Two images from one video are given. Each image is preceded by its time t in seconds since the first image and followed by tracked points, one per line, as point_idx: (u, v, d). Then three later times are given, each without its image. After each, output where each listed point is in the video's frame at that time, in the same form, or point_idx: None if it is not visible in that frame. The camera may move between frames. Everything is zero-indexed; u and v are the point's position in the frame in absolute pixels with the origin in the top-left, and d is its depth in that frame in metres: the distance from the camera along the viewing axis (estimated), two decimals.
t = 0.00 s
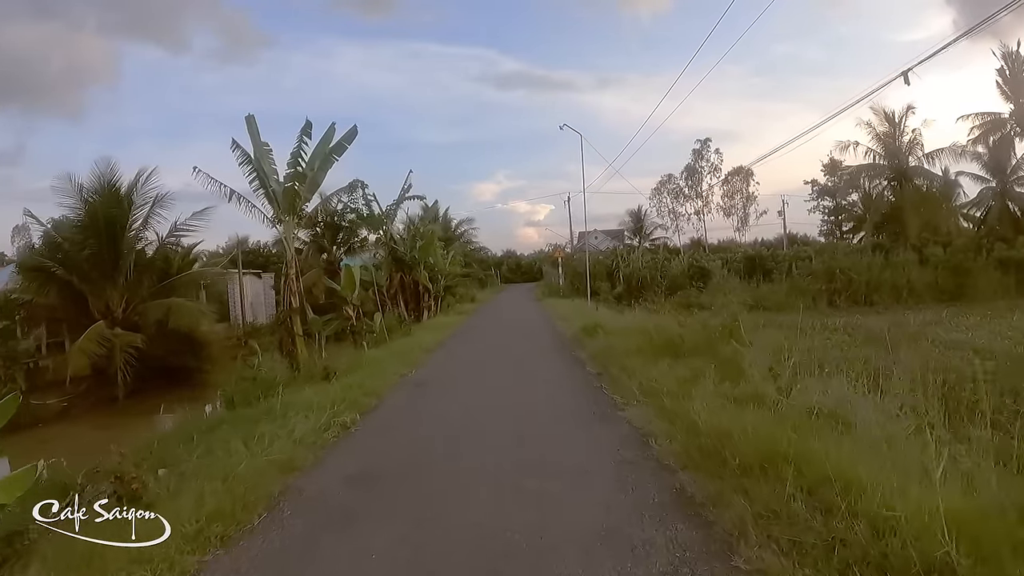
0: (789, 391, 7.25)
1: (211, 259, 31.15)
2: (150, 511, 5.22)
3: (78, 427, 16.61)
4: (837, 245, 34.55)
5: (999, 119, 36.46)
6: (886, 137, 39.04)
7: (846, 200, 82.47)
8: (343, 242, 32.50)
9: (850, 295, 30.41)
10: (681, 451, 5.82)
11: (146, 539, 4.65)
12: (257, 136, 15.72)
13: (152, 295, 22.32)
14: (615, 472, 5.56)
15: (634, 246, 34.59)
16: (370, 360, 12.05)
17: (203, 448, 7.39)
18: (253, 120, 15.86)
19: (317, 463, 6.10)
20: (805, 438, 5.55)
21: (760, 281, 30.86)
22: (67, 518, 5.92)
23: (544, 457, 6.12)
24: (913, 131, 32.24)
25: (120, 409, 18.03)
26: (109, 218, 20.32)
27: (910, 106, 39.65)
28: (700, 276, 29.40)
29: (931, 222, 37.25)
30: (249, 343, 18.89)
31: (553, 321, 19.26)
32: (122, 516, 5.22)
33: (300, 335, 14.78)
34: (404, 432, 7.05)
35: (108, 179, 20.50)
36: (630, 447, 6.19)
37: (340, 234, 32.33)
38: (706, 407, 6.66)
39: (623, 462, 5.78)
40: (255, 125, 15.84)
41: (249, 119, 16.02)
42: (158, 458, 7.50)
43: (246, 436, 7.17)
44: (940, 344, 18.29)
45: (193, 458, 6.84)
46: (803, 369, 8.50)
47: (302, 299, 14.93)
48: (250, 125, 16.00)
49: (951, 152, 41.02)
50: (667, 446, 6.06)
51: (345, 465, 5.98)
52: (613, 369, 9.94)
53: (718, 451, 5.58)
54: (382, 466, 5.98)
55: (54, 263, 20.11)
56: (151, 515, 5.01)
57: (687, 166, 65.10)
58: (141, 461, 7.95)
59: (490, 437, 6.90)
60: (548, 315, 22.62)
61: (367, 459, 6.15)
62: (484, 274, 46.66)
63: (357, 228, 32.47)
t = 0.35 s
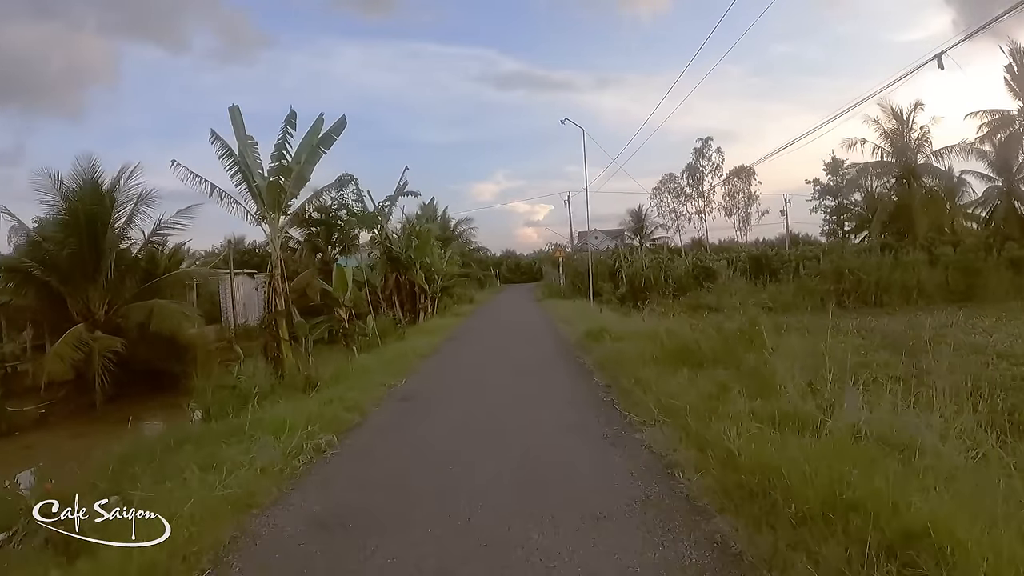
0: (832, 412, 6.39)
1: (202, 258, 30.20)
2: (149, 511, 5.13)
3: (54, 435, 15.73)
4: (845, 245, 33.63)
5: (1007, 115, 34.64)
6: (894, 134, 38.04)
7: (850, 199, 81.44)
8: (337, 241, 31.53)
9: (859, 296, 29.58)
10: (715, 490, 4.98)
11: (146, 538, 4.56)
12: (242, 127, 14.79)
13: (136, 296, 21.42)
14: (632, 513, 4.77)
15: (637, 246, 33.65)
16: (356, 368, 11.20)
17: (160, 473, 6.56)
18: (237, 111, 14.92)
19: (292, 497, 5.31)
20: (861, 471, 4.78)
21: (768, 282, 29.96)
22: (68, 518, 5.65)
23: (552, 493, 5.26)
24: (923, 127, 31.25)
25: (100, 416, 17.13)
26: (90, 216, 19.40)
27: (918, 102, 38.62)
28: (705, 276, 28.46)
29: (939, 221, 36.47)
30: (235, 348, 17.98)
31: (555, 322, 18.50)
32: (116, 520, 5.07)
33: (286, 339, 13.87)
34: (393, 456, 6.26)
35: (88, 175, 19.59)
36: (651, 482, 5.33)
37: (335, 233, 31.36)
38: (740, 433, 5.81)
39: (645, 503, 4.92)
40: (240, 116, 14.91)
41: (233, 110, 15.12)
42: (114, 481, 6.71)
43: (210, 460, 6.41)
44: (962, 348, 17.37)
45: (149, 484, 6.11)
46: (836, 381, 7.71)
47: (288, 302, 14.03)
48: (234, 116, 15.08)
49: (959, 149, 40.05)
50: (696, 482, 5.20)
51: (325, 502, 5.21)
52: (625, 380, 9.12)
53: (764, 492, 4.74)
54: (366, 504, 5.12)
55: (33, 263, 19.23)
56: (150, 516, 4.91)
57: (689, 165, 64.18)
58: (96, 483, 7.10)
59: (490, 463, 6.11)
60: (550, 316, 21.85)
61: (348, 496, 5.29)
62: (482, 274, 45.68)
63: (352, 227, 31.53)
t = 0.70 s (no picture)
0: (881, 434, 5.65)
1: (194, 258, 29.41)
2: (151, 511, 5.12)
3: (30, 441, 14.97)
4: (852, 244, 32.82)
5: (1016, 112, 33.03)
6: (901, 131, 37.14)
7: (852, 198, 80.57)
8: (332, 241, 30.73)
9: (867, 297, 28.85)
10: (761, 537, 4.25)
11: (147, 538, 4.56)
12: (228, 118, 13.99)
13: (122, 297, 20.63)
14: (656, 555, 4.14)
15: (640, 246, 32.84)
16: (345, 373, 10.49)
17: (118, 501, 5.87)
18: (223, 101, 14.12)
19: (268, 531, 4.66)
20: (925, 513, 4.17)
21: (774, 282, 29.18)
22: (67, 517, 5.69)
23: (564, 534, 4.49)
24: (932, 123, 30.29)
25: (80, 422, 16.34)
26: (71, 214, 18.60)
27: (925, 99, 37.77)
28: (709, 277, 27.70)
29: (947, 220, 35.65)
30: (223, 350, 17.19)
31: (557, 324, 17.88)
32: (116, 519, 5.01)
33: (273, 343, 13.07)
34: (384, 478, 5.60)
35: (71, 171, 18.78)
36: (678, 523, 4.57)
37: (330, 233, 30.55)
38: (783, 464, 5.07)
39: (675, 551, 4.17)
40: (226, 106, 14.11)
41: (218, 100, 14.32)
42: (66, 504, 6.00)
43: (171, 484, 5.75)
44: (982, 352, 16.55)
45: (104, 511, 5.48)
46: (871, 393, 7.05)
47: (276, 303, 13.25)
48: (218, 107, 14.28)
49: (967, 147, 39.19)
50: (735, 525, 4.46)
51: (300, 540, 4.49)
52: (638, 389, 8.44)
53: (826, 546, 4.01)
54: (347, 547, 4.36)
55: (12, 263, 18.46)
56: (151, 515, 4.89)
57: (690, 164, 63.37)
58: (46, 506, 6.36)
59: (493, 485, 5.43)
60: (552, 317, 21.17)
61: (328, 537, 4.53)
62: (482, 275, 44.88)
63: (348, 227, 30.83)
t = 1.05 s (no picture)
0: (956, 462, 4.91)
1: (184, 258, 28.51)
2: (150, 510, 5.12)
3: None
4: (862, 243, 31.87)
5: None
6: (910, 127, 36.12)
7: (856, 197, 79.58)
8: (328, 241, 29.75)
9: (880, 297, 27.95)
10: None
11: (147, 537, 4.56)
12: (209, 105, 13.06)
13: (104, 298, 19.72)
14: None
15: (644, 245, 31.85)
16: (331, 381, 9.67)
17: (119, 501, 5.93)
18: (203, 88, 13.18)
19: None
20: None
21: (783, 282, 28.29)
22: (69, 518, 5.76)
23: None
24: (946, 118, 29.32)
25: (55, 431, 15.47)
26: (50, 210, 17.64)
27: (936, 95, 36.80)
28: (717, 277, 26.79)
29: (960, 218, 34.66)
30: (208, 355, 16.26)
31: (562, 325, 17.12)
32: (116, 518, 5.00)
33: (256, 348, 12.18)
34: (377, 514, 4.81)
35: (49, 165, 17.80)
36: None
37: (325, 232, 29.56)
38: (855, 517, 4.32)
39: None
40: (207, 93, 13.17)
41: (197, 87, 13.36)
42: None
43: (113, 523, 4.94)
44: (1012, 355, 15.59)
45: (35, 554, 4.69)
46: (927, 410, 6.28)
47: (259, 306, 12.37)
48: (198, 94, 13.33)
49: (978, 144, 38.17)
50: None
51: None
52: (659, 400, 7.65)
53: None
54: None
55: None
56: (150, 514, 4.90)
57: (693, 163, 62.40)
58: None
59: (503, 525, 4.63)
60: (555, 318, 20.37)
61: None
62: (480, 274, 44.00)
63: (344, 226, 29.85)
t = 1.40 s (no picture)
0: None
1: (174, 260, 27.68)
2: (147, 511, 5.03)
3: None
4: (871, 242, 30.98)
5: None
6: (919, 124, 35.17)
7: (859, 196, 78.55)
8: (323, 241, 28.90)
9: (890, 297, 27.04)
10: None
11: (149, 538, 4.51)
12: (187, 94, 12.23)
13: (84, 299, 18.90)
14: None
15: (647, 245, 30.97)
16: (311, 392, 8.86)
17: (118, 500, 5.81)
18: (181, 75, 12.34)
19: None
20: None
21: (790, 281, 27.48)
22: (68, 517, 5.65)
23: None
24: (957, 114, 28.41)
25: (28, 440, 14.65)
26: (27, 208, 16.75)
27: (945, 90, 35.87)
28: (721, 276, 25.91)
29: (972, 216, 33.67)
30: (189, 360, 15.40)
31: (563, 328, 16.41)
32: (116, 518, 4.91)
33: (235, 355, 11.33)
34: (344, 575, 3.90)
35: (27, 161, 16.89)
36: None
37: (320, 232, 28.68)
38: None
39: None
40: (184, 81, 12.33)
41: (175, 74, 12.51)
42: None
43: None
44: None
45: None
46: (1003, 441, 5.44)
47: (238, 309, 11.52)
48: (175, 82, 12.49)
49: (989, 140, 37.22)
50: None
51: None
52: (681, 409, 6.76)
53: None
54: None
55: None
56: (151, 514, 4.85)
57: (694, 162, 61.57)
58: None
59: None
60: (555, 320, 19.54)
61: None
62: (479, 274, 43.14)
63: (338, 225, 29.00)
